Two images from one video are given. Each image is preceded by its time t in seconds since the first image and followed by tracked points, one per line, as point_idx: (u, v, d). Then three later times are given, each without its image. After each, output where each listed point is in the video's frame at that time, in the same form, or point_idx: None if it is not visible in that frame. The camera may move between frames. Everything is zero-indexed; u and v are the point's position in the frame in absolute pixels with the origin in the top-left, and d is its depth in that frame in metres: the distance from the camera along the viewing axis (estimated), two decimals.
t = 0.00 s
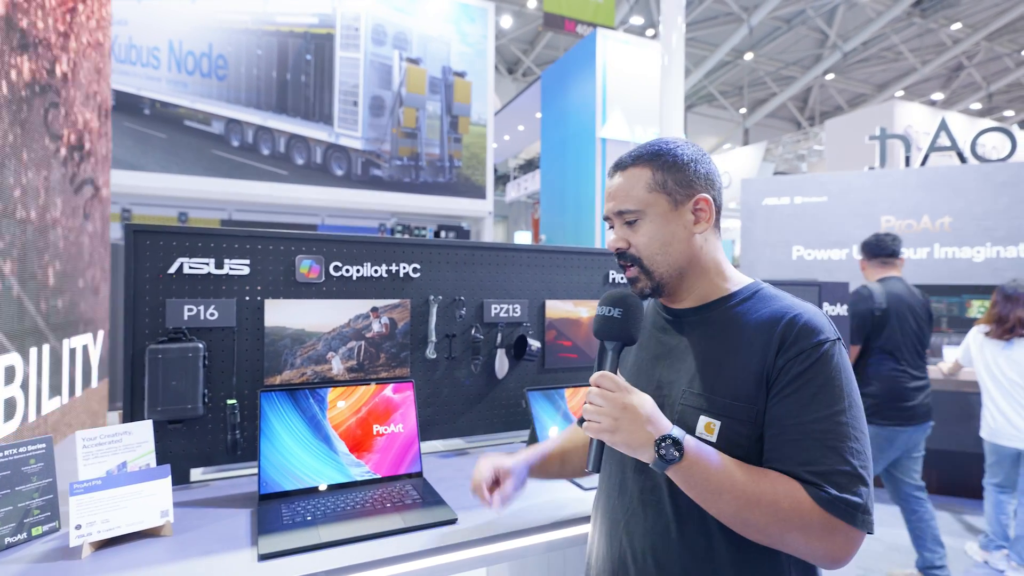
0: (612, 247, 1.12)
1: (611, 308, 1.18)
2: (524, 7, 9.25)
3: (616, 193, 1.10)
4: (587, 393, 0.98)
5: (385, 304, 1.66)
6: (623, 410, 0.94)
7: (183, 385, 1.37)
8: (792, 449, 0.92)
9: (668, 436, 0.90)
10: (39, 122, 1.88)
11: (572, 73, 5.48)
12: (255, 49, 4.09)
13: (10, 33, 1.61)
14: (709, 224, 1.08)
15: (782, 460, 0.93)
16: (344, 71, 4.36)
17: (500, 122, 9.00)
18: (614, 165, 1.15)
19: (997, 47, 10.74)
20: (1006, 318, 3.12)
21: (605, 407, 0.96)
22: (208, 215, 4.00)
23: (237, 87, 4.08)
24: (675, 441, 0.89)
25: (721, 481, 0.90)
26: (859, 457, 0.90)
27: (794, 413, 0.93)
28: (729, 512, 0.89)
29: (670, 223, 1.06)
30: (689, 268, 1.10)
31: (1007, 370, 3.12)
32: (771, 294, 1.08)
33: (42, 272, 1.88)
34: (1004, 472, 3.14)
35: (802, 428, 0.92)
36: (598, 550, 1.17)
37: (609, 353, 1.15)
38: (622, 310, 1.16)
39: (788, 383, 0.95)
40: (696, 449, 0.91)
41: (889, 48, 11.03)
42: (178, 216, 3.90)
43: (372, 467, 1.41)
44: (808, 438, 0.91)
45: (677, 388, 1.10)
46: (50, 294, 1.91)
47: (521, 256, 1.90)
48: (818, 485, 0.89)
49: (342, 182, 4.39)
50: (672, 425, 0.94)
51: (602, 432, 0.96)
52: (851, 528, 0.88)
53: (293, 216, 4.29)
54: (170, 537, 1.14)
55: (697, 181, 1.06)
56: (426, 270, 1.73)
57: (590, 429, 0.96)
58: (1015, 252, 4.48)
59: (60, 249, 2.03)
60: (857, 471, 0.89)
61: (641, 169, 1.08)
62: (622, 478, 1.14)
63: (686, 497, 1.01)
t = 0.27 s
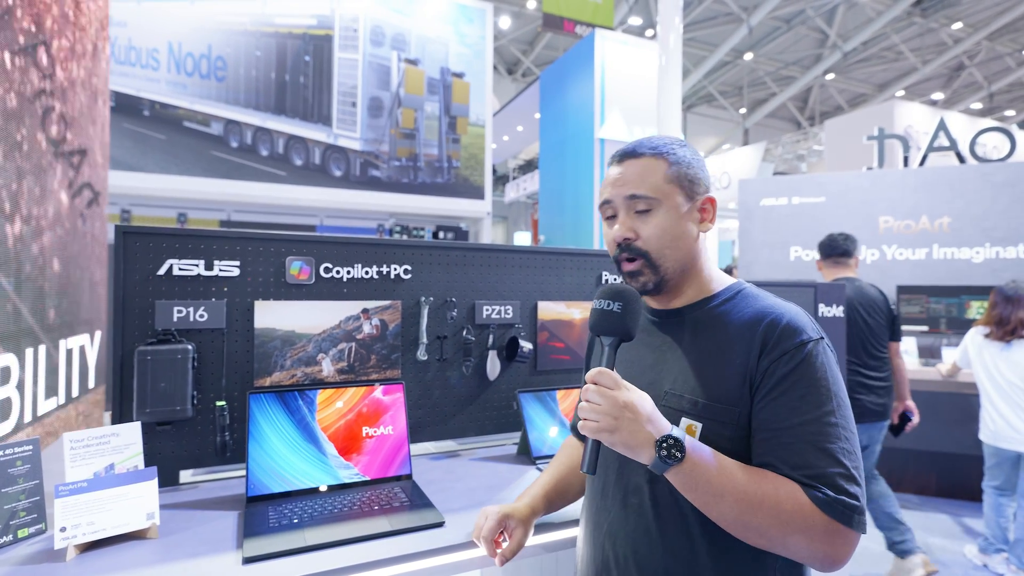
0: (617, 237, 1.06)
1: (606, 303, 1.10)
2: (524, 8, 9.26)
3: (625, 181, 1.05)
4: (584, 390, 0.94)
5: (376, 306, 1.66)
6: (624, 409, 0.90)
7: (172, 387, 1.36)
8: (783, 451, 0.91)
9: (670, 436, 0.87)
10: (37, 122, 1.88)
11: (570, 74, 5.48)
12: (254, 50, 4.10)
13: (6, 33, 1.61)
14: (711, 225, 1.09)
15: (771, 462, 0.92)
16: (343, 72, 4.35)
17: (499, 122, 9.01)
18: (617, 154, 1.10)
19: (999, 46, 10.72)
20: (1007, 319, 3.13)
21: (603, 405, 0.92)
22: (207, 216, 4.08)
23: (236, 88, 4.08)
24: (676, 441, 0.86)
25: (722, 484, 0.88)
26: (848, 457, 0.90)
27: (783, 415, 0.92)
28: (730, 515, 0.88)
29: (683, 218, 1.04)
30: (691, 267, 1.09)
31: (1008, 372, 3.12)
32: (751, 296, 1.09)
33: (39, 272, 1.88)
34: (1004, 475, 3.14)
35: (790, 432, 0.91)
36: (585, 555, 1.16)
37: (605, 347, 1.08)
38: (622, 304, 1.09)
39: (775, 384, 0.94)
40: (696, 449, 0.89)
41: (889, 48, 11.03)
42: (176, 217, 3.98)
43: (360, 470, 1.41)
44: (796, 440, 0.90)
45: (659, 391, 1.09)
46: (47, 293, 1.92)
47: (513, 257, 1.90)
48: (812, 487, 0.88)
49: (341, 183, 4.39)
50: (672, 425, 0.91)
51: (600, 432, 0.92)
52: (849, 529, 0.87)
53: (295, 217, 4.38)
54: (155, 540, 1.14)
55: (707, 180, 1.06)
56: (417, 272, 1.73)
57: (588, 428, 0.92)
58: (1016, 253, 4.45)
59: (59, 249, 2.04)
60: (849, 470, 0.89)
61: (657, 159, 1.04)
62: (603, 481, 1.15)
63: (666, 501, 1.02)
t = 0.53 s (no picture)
0: (644, 225, 1.05)
1: (623, 295, 1.04)
2: (523, 10, 9.28)
3: (652, 171, 1.06)
4: (598, 388, 0.89)
5: (366, 307, 1.66)
6: (640, 408, 0.87)
7: (159, 388, 1.37)
8: (783, 452, 0.91)
9: (686, 436, 0.86)
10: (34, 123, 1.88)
11: (569, 75, 5.49)
12: (253, 51, 4.10)
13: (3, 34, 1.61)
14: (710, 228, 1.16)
15: (768, 463, 0.92)
16: (340, 73, 4.33)
17: (498, 123, 9.03)
18: (631, 146, 1.11)
19: (1003, 47, 10.67)
20: (1010, 323, 3.12)
21: (619, 405, 0.88)
22: (206, 217, 4.09)
23: (234, 90, 4.08)
24: (692, 442, 0.86)
25: (735, 485, 0.87)
26: (842, 454, 0.91)
27: (780, 417, 0.92)
28: (743, 517, 0.86)
29: (700, 214, 1.08)
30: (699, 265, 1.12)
31: (1009, 376, 3.13)
32: (735, 298, 1.10)
33: (35, 271, 1.88)
34: (1003, 480, 3.14)
35: (788, 433, 0.91)
36: (572, 560, 1.15)
37: (617, 343, 1.03)
38: (639, 297, 1.03)
39: (770, 387, 0.94)
40: (707, 451, 0.88)
41: (891, 48, 11.03)
42: (175, 218, 3.98)
43: (349, 471, 1.41)
44: (793, 442, 0.90)
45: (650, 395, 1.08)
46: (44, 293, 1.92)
47: (504, 259, 1.90)
48: (815, 485, 0.88)
49: (338, 184, 4.38)
50: (682, 426, 0.91)
51: (616, 432, 0.88)
52: (850, 525, 0.89)
53: (293, 219, 4.39)
54: (140, 541, 1.14)
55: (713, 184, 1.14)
56: (407, 273, 1.73)
57: (603, 429, 0.88)
58: (1017, 255, 4.42)
59: (57, 250, 2.05)
60: (845, 468, 0.90)
61: (679, 154, 1.09)
62: (591, 487, 1.14)
63: (656, 505, 1.02)
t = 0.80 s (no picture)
0: (636, 224, 1.04)
1: (619, 294, 1.03)
2: (528, 10, 9.28)
3: (644, 169, 1.05)
4: (593, 387, 0.88)
5: (361, 306, 1.66)
6: (635, 408, 0.86)
7: (154, 387, 1.37)
8: (776, 454, 0.90)
9: (680, 437, 0.85)
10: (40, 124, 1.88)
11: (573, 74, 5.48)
12: (257, 53, 4.10)
13: (7, 36, 1.62)
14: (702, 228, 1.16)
15: (761, 465, 0.91)
16: (344, 74, 4.33)
17: (502, 123, 9.05)
18: (622, 144, 1.10)
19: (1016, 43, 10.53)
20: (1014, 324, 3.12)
21: (613, 404, 0.86)
22: (211, 217, 4.09)
23: (239, 91, 4.08)
24: (687, 443, 0.85)
25: (729, 487, 0.86)
26: (836, 457, 0.90)
27: (774, 420, 0.91)
28: (737, 519, 0.86)
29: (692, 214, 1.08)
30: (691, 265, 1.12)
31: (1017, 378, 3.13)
32: (729, 298, 1.08)
33: (41, 272, 1.89)
34: (1010, 482, 3.08)
35: (781, 436, 0.90)
36: (562, 561, 1.15)
37: (613, 342, 1.02)
38: (635, 297, 1.02)
39: (764, 388, 0.93)
40: (702, 452, 0.87)
41: (901, 46, 10.94)
42: (181, 219, 3.98)
43: (342, 471, 1.42)
44: (787, 444, 0.89)
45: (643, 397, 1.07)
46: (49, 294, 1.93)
47: (501, 258, 1.90)
48: (809, 488, 0.88)
49: (341, 184, 4.37)
50: (677, 427, 0.90)
51: (610, 432, 0.86)
52: (843, 529, 0.88)
53: (297, 219, 4.39)
54: (132, 539, 1.15)
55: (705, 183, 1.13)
56: (403, 272, 1.74)
57: (597, 428, 0.86)
58: None
59: (63, 250, 2.06)
60: (839, 471, 0.89)
61: (671, 153, 1.08)
62: (582, 489, 1.13)
63: (647, 508, 1.01)
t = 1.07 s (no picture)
0: (629, 222, 1.03)
1: (611, 291, 1.03)
2: (535, 10, 9.24)
3: (639, 167, 1.05)
4: (583, 383, 0.88)
5: (362, 306, 1.66)
6: (624, 405, 0.86)
7: (156, 386, 1.38)
8: (769, 456, 0.89)
9: (671, 436, 0.84)
10: (47, 126, 1.87)
11: (580, 74, 5.46)
12: (266, 54, 3.99)
13: (11, 37, 1.60)
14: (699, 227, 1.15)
15: (755, 466, 0.90)
16: (351, 75, 4.20)
17: (510, 123, 9.02)
18: (618, 141, 1.10)
19: None
20: None
21: (603, 401, 0.86)
22: (219, 218, 3.93)
23: (249, 93, 3.96)
24: (677, 442, 0.84)
25: (720, 488, 0.85)
26: (833, 460, 0.88)
27: (768, 420, 0.90)
28: (727, 520, 0.85)
29: (688, 212, 1.07)
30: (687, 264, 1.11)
31: None
32: (727, 298, 1.07)
33: (49, 274, 1.89)
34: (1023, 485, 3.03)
35: (776, 437, 0.89)
36: (559, 562, 1.15)
37: (604, 340, 1.01)
38: (627, 293, 1.01)
39: (758, 388, 0.92)
40: (693, 452, 0.86)
41: (914, 43, 10.82)
42: (192, 219, 3.87)
43: (342, 470, 1.42)
44: (781, 446, 0.88)
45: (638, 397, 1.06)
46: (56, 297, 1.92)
47: (503, 258, 1.89)
48: (804, 491, 0.86)
49: (350, 185, 4.23)
50: (669, 426, 0.89)
51: (598, 429, 0.86)
52: (838, 534, 0.87)
53: (303, 221, 4.21)
54: (133, 537, 1.16)
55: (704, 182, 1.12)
56: (404, 272, 1.74)
57: (585, 425, 0.86)
58: None
59: (70, 253, 2.06)
60: (835, 474, 0.87)
61: (668, 151, 1.07)
62: (579, 489, 1.13)
63: (641, 509, 1.00)
